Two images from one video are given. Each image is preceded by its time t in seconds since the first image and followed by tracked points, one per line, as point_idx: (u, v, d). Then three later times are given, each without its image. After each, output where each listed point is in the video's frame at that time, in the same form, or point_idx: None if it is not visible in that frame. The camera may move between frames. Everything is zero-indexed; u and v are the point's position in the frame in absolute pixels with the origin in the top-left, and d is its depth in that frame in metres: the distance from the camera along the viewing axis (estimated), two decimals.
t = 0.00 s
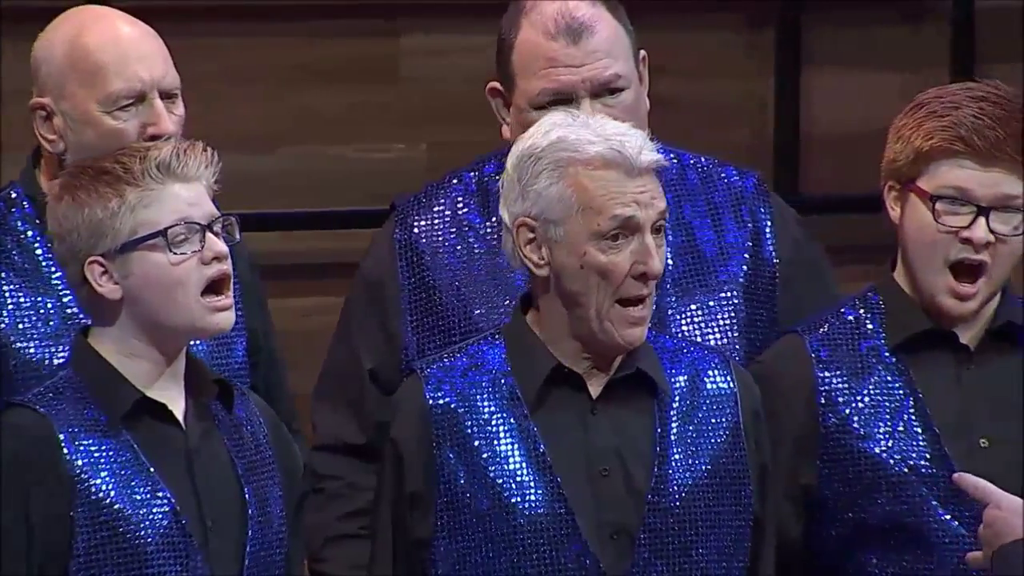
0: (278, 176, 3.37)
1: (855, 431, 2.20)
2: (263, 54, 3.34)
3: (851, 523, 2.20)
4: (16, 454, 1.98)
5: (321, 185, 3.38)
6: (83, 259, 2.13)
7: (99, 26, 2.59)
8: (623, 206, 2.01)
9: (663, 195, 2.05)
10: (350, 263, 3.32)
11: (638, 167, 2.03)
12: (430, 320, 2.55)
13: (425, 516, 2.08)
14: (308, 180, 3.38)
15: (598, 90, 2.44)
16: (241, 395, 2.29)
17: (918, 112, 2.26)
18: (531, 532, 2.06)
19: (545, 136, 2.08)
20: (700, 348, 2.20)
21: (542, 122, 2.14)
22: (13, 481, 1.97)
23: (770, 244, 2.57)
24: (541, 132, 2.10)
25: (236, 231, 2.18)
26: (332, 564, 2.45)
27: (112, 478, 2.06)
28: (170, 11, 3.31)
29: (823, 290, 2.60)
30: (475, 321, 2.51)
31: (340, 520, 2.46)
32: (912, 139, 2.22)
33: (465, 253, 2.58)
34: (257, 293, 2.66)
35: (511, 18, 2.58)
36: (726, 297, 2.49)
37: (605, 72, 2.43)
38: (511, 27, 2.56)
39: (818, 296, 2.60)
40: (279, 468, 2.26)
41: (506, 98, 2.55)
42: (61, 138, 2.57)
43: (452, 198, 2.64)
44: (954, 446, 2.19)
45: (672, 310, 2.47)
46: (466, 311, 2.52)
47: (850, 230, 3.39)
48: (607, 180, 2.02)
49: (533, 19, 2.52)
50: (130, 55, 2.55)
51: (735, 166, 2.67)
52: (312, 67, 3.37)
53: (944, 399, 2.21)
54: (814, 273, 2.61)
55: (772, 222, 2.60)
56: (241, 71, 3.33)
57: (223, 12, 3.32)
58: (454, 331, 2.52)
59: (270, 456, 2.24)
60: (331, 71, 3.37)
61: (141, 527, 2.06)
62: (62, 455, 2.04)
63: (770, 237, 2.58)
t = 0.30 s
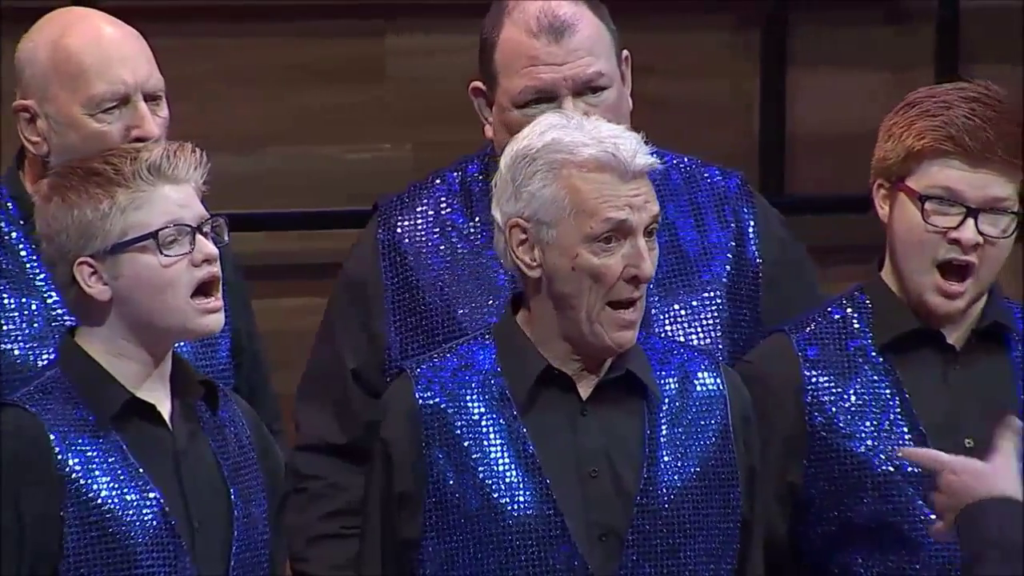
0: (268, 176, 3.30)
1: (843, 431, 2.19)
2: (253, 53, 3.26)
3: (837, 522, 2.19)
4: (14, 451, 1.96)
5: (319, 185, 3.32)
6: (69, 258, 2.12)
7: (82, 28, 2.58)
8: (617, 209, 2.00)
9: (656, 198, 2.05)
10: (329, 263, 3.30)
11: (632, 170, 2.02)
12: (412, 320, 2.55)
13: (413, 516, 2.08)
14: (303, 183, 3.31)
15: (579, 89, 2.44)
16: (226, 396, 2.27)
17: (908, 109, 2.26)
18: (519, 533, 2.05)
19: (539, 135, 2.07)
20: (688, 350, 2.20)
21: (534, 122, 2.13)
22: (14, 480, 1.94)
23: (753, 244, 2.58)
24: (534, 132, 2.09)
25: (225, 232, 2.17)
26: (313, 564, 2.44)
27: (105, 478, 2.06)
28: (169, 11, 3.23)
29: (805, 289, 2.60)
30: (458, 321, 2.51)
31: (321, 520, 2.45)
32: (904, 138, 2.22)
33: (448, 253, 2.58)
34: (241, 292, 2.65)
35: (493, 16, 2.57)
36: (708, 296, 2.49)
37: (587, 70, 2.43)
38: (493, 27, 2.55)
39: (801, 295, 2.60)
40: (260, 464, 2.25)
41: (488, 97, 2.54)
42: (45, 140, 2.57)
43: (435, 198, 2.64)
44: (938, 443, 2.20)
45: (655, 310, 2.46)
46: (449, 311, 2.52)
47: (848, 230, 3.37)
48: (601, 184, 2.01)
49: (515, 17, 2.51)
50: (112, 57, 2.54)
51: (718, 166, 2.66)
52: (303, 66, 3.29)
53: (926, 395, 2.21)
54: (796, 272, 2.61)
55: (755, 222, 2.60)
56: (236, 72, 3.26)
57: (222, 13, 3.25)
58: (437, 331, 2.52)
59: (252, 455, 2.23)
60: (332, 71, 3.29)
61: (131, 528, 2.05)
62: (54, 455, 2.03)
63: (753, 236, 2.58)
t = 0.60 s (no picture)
0: (265, 175, 3.29)
1: (830, 431, 2.20)
2: (249, 53, 3.26)
3: (823, 522, 2.20)
4: (15, 451, 1.97)
5: (323, 182, 3.30)
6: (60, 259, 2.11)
7: (71, 28, 2.58)
8: (606, 212, 2.00)
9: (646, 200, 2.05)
10: (316, 263, 3.28)
11: (621, 172, 2.02)
12: (401, 320, 2.55)
13: (404, 517, 2.08)
14: (304, 184, 3.30)
15: (567, 88, 2.44)
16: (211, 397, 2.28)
17: (897, 110, 2.27)
18: (510, 534, 2.06)
19: (529, 137, 2.07)
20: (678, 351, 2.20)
21: (524, 123, 2.13)
22: (11, 480, 1.95)
23: (741, 244, 2.58)
24: (524, 133, 2.09)
25: (219, 236, 2.16)
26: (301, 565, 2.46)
27: (103, 478, 2.06)
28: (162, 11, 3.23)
29: (795, 288, 2.61)
30: (446, 322, 2.51)
31: (310, 520, 2.47)
32: (892, 138, 2.23)
33: (436, 253, 2.58)
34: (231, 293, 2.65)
35: (479, 18, 2.57)
36: (696, 297, 2.49)
37: (574, 70, 2.44)
38: (480, 26, 2.55)
39: (791, 292, 2.61)
40: (240, 458, 2.25)
41: (475, 97, 2.54)
42: (33, 141, 2.56)
43: (423, 198, 2.64)
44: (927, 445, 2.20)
45: (643, 310, 2.47)
46: (437, 311, 2.52)
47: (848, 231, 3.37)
48: (591, 186, 2.01)
49: (502, 17, 2.52)
50: (101, 58, 2.55)
51: (706, 166, 2.67)
52: (299, 67, 3.28)
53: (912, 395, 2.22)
54: (784, 271, 2.61)
55: (743, 222, 2.60)
56: (233, 72, 3.26)
57: (221, 12, 3.26)
58: (425, 331, 2.53)
59: (235, 454, 2.24)
60: (330, 71, 3.29)
61: (128, 528, 2.06)
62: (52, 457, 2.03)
63: (741, 236, 2.58)
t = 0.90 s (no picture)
0: (256, 177, 3.29)
1: (817, 432, 2.22)
2: (233, 55, 3.26)
3: (805, 529, 2.22)
4: (14, 453, 1.97)
5: (311, 182, 3.31)
6: (55, 258, 2.12)
7: (57, 28, 2.58)
8: (578, 202, 2.01)
9: (621, 190, 2.05)
10: (307, 263, 3.29)
11: (589, 162, 2.03)
12: (389, 321, 2.55)
13: (397, 516, 2.09)
14: (290, 183, 3.30)
15: (556, 87, 2.44)
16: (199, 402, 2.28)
17: (877, 111, 2.29)
18: (502, 534, 2.06)
19: (501, 140, 2.09)
20: (673, 350, 2.20)
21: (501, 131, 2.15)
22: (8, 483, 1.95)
23: (728, 245, 2.58)
24: (497, 138, 2.10)
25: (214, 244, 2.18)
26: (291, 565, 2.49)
27: (96, 478, 2.05)
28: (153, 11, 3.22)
29: (781, 288, 2.62)
30: (434, 323, 2.51)
31: (299, 520, 2.49)
32: (872, 139, 2.25)
33: (424, 254, 2.58)
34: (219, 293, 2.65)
35: (470, 14, 2.57)
36: (684, 298, 2.50)
37: (564, 68, 2.44)
38: (469, 26, 2.55)
39: (775, 290, 2.62)
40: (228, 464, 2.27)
41: (464, 96, 2.55)
42: (21, 142, 2.56)
43: (411, 199, 2.63)
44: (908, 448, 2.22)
45: (632, 312, 2.47)
46: (425, 312, 2.53)
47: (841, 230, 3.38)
48: (561, 178, 2.02)
49: (492, 16, 2.51)
50: (87, 58, 2.54)
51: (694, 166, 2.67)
52: (288, 69, 3.28)
53: (892, 399, 2.25)
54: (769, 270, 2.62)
55: (729, 222, 2.61)
56: (222, 72, 3.26)
57: (211, 13, 3.25)
58: (412, 333, 2.52)
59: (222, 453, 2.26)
60: (316, 71, 3.28)
61: (122, 527, 2.06)
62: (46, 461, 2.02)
63: (728, 236, 2.59)
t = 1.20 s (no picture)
0: (243, 176, 3.27)
1: (799, 432, 2.25)
2: (227, 57, 3.27)
3: (783, 533, 2.25)
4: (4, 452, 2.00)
5: (305, 185, 3.30)
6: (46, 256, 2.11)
7: (46, 27, 2.57)
8: (560, 217, 1.99)
9: (609, 205, 2.02)
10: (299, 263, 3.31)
11: (576, 177, 2.00)
12: (382, 318, 2.56)
13: (389, 514, 2.08)
14: (279, 184, 3.29)
15: (553, 78, 2.44)
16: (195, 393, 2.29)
17: (856, 123, 2.31)
18: (493, 534, 2.06)
19: (495, 141, 2.07)
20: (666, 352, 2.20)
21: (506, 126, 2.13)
22: None
23: (724, 244, 2.58)
24: (495, 138, 2.09)
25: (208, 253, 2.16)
26: (284, 562, 2.43)
27: (87, 470, 2.06)
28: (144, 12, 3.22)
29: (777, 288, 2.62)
30: (429, 319, 2.52)
31: (292, 517, 2.45)
32: (853, 150, 2.27)
33: (419, 250, 2.59)
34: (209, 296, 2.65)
35: (466, 13, 2.57)
36: (677, 296, 2.51)
37: (561, 61, 2.44)
38: (467, 20, 2.54)
39: (769, 290, 2.62)
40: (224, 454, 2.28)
41: (461, 93, 2.54)
42: (9, 140, 2.53)
43: (407, 196, 2.63)
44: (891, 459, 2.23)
45: (624, 310, 2.48)
46: (420, 310, 2.54)
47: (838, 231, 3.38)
48: (545, 191, 2.00)
49: (490, 9, 2.51)
50: (77, 57, 2.53)
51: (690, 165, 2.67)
52: (282, 69, 3.29)
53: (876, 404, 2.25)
54: (762, 270, 2.62)
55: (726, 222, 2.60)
56: (215, 72, 3.26)
57: (205, 13, 3.26)
58: (406, 330, 2.54)
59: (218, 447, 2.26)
60: (313, 71, 3.29)
61: (113, 520, 2.07)
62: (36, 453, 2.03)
63: (724, 235, 2.59)
